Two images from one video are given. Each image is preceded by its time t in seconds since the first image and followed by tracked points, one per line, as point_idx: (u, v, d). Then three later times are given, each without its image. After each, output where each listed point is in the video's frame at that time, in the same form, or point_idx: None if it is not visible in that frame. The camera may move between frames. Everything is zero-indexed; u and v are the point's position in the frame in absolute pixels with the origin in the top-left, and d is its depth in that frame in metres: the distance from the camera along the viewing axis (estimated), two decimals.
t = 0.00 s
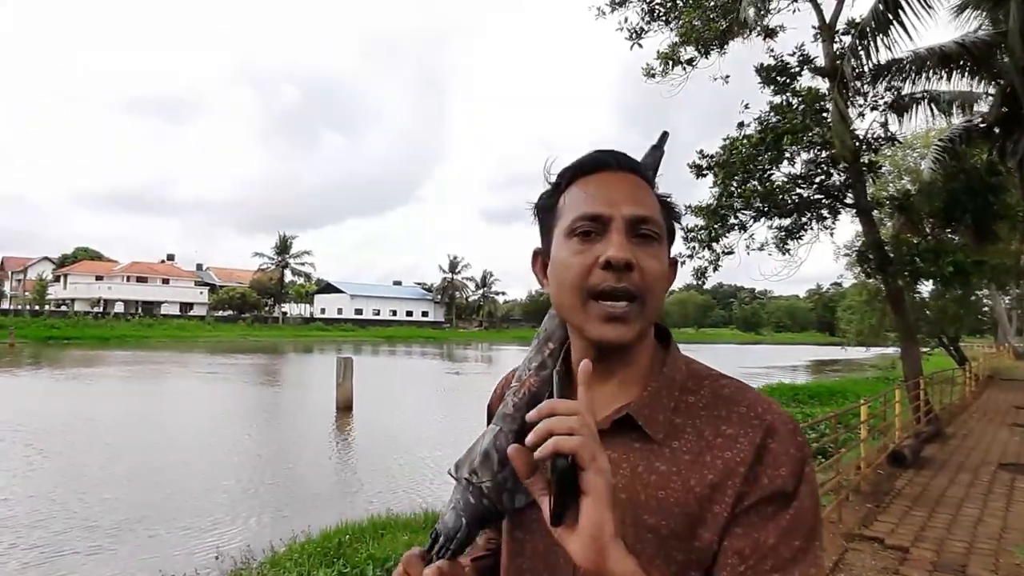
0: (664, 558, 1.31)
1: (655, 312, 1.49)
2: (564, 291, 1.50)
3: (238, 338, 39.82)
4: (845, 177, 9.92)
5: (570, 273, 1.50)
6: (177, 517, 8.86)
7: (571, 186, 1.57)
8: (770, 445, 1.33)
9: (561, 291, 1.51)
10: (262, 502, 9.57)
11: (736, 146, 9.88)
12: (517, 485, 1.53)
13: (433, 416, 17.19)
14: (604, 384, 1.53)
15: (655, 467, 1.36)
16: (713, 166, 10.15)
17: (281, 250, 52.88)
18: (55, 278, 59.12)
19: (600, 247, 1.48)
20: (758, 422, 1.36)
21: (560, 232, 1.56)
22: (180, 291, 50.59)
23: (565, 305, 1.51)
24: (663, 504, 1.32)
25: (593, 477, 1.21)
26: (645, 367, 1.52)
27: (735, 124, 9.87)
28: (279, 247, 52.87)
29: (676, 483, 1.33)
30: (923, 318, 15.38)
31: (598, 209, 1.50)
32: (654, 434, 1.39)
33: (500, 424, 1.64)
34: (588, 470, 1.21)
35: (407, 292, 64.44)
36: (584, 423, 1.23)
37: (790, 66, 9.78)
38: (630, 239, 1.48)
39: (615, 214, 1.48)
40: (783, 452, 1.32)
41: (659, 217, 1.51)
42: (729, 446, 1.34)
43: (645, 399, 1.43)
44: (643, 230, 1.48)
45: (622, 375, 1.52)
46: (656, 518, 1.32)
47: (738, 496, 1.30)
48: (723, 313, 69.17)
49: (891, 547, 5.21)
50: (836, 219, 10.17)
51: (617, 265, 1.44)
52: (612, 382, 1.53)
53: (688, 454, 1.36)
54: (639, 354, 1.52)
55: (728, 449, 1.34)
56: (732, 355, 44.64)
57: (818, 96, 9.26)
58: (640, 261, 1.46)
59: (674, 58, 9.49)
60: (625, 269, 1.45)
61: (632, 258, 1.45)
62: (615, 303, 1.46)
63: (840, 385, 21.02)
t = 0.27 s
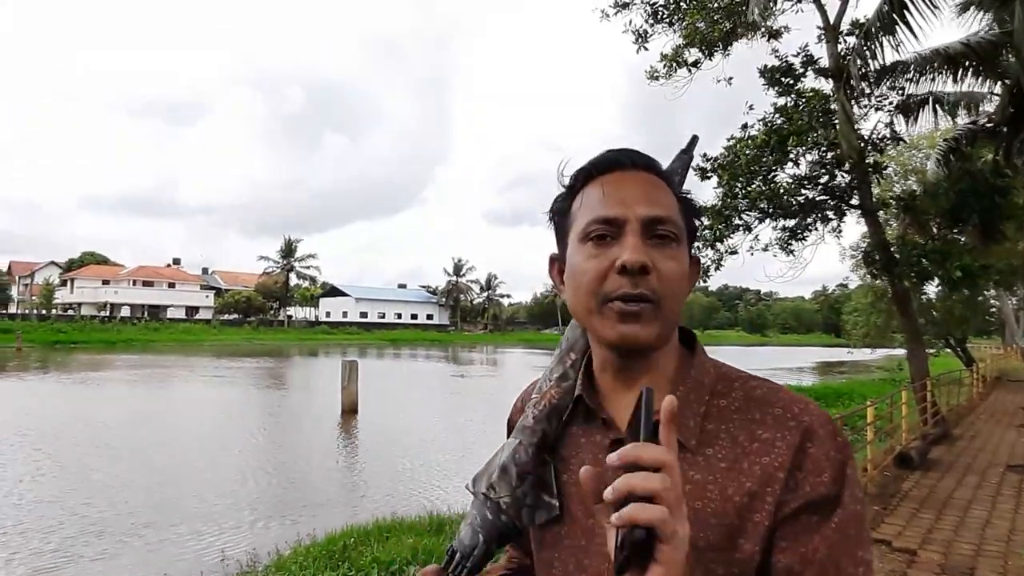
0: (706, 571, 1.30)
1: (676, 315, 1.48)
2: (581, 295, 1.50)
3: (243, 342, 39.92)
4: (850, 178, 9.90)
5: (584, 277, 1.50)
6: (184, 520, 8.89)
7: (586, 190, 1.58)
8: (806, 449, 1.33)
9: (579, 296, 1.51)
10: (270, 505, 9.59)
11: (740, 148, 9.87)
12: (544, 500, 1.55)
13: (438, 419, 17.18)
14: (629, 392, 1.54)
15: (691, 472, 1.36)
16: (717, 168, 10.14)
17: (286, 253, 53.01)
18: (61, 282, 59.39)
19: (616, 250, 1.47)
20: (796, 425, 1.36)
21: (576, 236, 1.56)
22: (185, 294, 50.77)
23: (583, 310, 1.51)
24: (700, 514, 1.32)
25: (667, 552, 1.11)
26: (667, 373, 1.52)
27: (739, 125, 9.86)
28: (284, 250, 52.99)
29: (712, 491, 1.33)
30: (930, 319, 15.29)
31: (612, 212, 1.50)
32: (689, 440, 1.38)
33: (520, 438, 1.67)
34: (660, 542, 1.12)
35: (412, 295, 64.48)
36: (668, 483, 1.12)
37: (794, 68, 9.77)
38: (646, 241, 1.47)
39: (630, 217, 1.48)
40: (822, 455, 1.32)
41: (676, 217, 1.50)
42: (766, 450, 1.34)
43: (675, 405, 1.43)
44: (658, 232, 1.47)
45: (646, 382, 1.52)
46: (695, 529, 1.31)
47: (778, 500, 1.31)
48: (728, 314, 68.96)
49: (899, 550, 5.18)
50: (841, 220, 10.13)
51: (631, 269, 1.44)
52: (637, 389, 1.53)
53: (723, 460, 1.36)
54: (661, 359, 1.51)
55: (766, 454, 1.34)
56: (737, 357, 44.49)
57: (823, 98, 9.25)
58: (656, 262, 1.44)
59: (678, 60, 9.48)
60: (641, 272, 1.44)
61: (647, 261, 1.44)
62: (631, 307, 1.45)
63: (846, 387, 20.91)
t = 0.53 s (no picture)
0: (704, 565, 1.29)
1: (665, 313, 1.49)
2: (573, 298, 1.51)
3: (248, 345, 40.01)
4: (855, 177, 9.86)
5: (575, 280, 1.51)
6: (189, 522, 8.89)
7: (573, 193, 1.59)
8: (796, 440, 1.33)
9: (571, 298, 1.52)
10: (275, 507, 9.60)
11: (744, 148, 9.86)
12: (545, 495, 1.45)
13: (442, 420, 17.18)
14: (622, 389, 1.53)
15: (687, 466, 1.34)
16: (721, 169, 10.13)
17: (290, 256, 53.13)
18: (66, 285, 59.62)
19: (606, 253, 1.48)
20: (785, 416, 1.35)
21: (566, 239, 1.56)
22: (190, 297, 50.93)
23: (575, 312, 1.52)
24: (696, 506, 1.31)
25: None
26: (657, 371, 1.52)
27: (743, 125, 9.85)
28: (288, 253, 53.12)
29: (709, 483, 1.32)
30: (935, 319, 15.23)
31: (600, 214, 1.51)
32: (684, 433, 1.36)
33: (516, 435, 1.56)
34: None
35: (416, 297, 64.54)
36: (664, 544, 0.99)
37: (798, 68, 9.75)
38: (635, 243, 1.48)
39: (618, 220, 1.49)
40: (809, 446, 1.33)
41: (663, 217, 1.51)
42: (757, 443, 1.33)
43: (669, 401, 1.40)
44: (647, 233, 1.48)
45: (640, 381, 1.52)
46: (692, 521, 1.30)
47: (771, 492, 1.31)
48: (732, 315, 68.82)
49: (905, 551, 5.16)
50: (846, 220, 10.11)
51: (622, 270, 1.45)
52: (630, 387, 1.52)
53: (718, 453, 1.34)
54: (653, 357, 1.52)
55: (759, 446, 1.33)
56: (742, 358, 44.40)
57: (827, 97, 9.22)
58: (646, 264, 1.46)
59: (681, 61, 9.47)
60: (631, 274, 1.46)
61: (637, 262, 1.45)
62: (623, 307, 1.46)
63: (851, 387, 20.84)
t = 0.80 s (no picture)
0: (639, 559, 1.27)
1: (616, 318, 1.49)
2: (529, 301, 1.50)
3: (254, 347, 40.08)
4: (860, 178, 9.82)
5: (530, 284, 1.49)
6: (193, 525, 8.91)
7: (531, 199, 1.58)
8: (729, 440, 1.32)
9: (526, 301, 1.51)
10: (279, 510, 9.60)
11: (749, 149, 9.83)
12: (498, 483, 1.41)
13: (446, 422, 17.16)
14: (571, 389, 1.51)
15: (628, 460, 1.32)
16: (726, 170, 10.11)
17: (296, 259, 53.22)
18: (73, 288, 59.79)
19: (561, 258, 1.47)
20: (721, 417, 1.35)
21: (523, 244, 1.55)
22: (197, 300, 51.07)
23: (530, 314, 1.50)
24: (636, 499, 1.29)
25: None
26: (608, 373, 1.50)
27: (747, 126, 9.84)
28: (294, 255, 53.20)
29: (648, 478, 1.30)
30: (942, 320, 15.18)
31: (555, 220, 1.50)
32: (625, 429, 1.35)
33: (471, 428, 1.52)
34: None
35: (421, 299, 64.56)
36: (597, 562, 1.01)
37: (802, 69, 9.74)
38: (590, 249, 1.47)
39: (573, 226, 1.48)
40: (741, 446, 1.32)
41: (616, 226, 1.51)
42: (695, 441, 1.32)
43: (613, 400, 1.39)
44: (601, 241, 1.48)
45: (590, 381, 1.49)
46: (630, 513, 1.28)
47: (703, 491, 1.30)
48: (738, 316, 68.71)
49: (912, 554, 5.13)
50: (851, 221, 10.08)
51: (575, 276, 1.44)
52: (580, 386, 1.50)
53: (659, 449, 1.32)
54: (604, 359, 1.50)
55: (697, 443, 1.32)
56: (748, 360, 44.33)
57: (833, 99, 9.20)
58: (599, 269, 1.45)
59: (686, 62, 9.46)
60: (583, 279, 1.45)
61: (590, 267, 1.44)
62: (575, 311, 1.45)
63: (858, 389, 20.76)
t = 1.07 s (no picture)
0: (615, 559, 1.29)
1: (585, 328, 1.49)
2: (500, 315, 1.50)
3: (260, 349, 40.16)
4: (865, 180, 9.80)
5: (500, 300, 1.49)
6: (198, 527, 8.94)
7: (500, 213, 1.57)
8: (700, 440, 1.35)
9: (497, 315, 1.50)
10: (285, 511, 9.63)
11: (754, 150, 9.81)
12: (464, 495, 1.44)
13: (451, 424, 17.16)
14: (545, 398, 1.51)
15: (602, 465, 1.34)
16: (731, 170, 10.09)
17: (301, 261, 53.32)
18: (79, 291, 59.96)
19: (529, 274, 1.47)
20: (691, 420, 1.37)
21: (491, 259, 1.55)
22: (203, 302, 51.19)
23: (501, 328, 1.50)
24: (612, 502, 1.31)
25: None
26: (580, 382, 1.50)
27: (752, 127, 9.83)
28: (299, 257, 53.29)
29: (622, 481, 1.32)
30: (949, 321, 15.11)
31: (523, 235, 1.49)
32: (599, 434, 1.37)
33: (440, 440, 1.53)
34: None
35: (426, 301, 64.58)
36: None
37: (807, 70, 9.72)
38: (558, 263, 1.47)
39: (540, 241, 1.48)
40: (712, 447, 1.35)
41: (582, 239, 1.51)
42: (667, 444, 1.34)
43: (586, 407, 1.40)
44: (568, 255, 1.47)
45: (562, 390, 1.50)
46: (609, 514, 1.31)
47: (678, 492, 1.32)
48: (743, 318, 68.55)
49: (919, 556, 5.10)
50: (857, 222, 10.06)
51: (544, 291, 1.43)
52: (553, 396, 1.50)
53: (632, 452, 1.34)
54: (576, 368, 1.51)
55: (669, 447, 1.34)
56: (754, 361, 44.21)
57: (838, 100, 9.19)
58: (566, 283, 1.45)
59: (691, 64, 9.46)
60: (552, 293, 1.44)
61: (558, 282, 1.44)
62: (545, 324, 1.45)
63: (865, 391, 20.67)
